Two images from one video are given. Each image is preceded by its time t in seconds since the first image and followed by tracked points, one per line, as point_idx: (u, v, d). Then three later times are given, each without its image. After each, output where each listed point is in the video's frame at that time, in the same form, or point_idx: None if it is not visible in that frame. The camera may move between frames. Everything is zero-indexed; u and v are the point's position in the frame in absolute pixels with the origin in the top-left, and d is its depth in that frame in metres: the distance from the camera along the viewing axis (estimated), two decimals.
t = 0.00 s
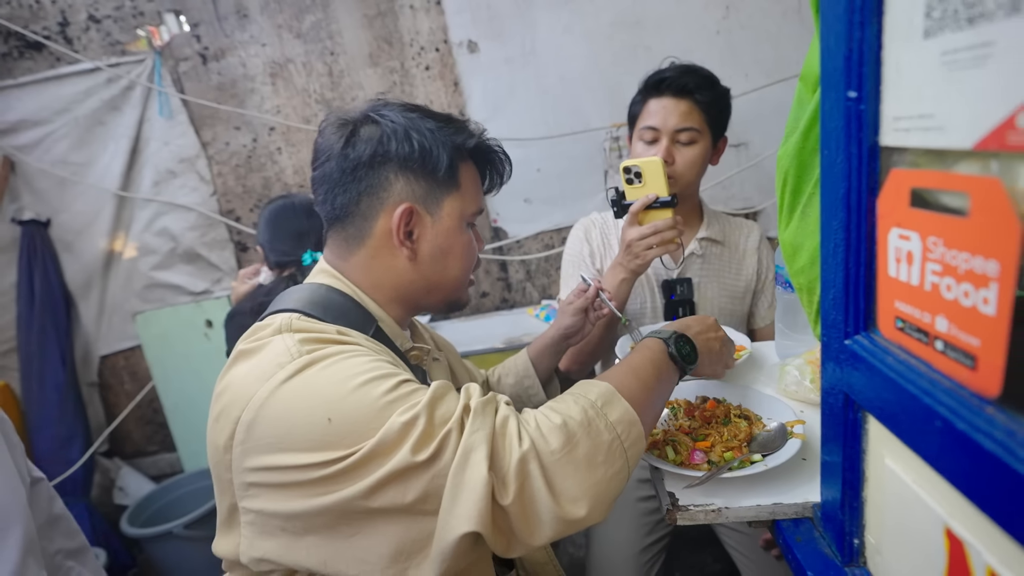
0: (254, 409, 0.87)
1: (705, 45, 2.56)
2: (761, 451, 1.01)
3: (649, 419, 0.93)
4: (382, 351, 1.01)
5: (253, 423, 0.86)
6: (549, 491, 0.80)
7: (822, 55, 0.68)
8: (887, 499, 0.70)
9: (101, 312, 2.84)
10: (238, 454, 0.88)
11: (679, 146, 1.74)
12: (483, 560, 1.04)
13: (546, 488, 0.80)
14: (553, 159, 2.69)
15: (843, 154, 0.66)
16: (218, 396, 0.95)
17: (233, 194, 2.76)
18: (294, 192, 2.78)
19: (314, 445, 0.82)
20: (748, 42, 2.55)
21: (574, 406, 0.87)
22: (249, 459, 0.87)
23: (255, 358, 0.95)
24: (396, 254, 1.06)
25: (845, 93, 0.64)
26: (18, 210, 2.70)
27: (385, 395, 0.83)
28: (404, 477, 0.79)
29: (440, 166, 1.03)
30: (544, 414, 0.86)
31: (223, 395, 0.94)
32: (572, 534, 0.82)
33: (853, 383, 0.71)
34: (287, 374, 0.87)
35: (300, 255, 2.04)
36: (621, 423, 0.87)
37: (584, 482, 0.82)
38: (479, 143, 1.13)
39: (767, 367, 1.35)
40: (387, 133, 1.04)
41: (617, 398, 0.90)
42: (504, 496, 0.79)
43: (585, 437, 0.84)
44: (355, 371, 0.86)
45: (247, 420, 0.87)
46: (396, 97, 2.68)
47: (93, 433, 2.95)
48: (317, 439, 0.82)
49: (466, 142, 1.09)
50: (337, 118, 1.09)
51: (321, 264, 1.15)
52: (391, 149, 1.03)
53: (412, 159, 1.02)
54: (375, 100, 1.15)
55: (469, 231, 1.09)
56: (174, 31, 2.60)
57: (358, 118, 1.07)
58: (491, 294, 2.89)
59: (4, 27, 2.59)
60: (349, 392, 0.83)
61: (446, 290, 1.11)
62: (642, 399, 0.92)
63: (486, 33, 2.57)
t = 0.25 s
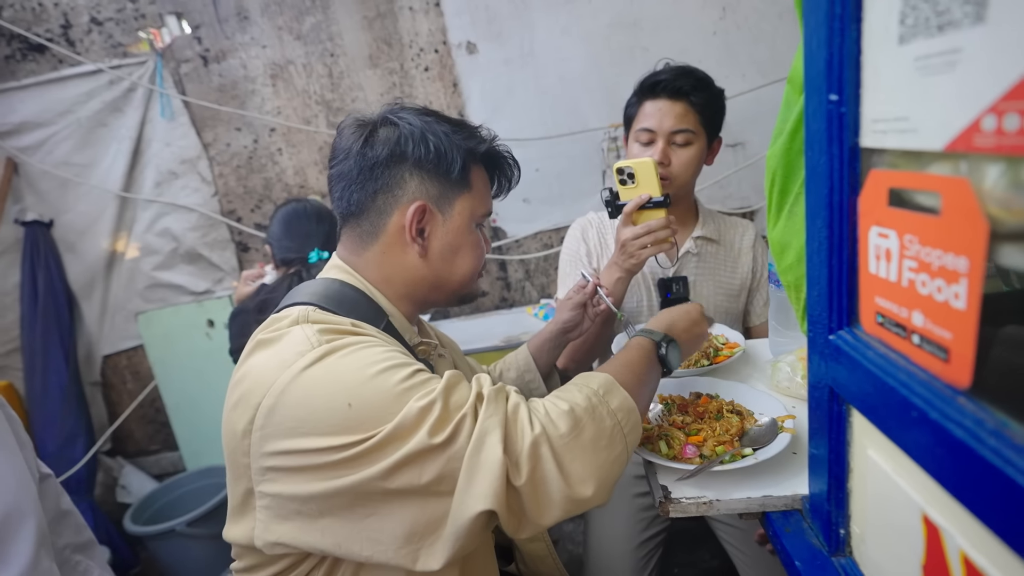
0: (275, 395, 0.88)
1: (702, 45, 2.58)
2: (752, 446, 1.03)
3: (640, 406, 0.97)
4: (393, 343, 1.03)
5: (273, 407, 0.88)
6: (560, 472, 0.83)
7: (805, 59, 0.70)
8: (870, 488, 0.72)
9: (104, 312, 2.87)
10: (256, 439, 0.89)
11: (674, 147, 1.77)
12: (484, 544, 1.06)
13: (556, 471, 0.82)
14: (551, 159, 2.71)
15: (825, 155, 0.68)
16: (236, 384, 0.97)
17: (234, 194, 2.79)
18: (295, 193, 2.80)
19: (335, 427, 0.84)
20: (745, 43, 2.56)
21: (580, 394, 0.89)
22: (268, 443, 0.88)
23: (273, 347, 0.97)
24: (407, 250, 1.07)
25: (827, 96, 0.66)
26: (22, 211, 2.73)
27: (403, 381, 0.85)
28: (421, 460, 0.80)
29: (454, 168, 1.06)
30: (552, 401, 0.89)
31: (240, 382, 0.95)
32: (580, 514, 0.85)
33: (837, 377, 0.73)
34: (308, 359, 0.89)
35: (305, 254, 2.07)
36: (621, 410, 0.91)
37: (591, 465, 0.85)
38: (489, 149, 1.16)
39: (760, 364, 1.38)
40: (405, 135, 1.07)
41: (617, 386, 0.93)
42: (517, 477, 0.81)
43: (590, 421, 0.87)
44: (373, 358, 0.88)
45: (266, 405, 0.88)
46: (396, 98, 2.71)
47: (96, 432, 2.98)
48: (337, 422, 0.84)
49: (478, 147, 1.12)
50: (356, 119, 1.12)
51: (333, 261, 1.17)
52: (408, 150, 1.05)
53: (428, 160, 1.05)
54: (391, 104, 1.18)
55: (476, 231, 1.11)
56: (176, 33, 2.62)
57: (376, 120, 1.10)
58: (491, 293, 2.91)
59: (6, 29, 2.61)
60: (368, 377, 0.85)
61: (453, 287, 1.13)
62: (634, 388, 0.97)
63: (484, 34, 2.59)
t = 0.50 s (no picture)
0: (290, 386, 0.90)
1: (703, 46, 2.59)
2: (750, 443, 1.04)
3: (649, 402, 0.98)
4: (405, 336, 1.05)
5: (288, 397, 0.90)
6: (566, 461, 0.84)
7: (799, 61, 0.72)
8: (863, 482, 0.74)
9: (111, 311, 2.90)
10: (270, 428, 0.92)
11: (674, 148, 1.78)
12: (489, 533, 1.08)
13: (563, 460, 0.84)
14: (554, 159, 2.73)
15: (818, 155, 0.70)
16: (251, 375, 0.99)
17: (240, 195, 2.81)
18: (300, 193, 2.83)
19: (347, 416, 0.86)
20: (746, 43, 2.57)
21: (586, 386, 0.91)
22: (281, 433, 0.90)
23: (288, 340, 0.99)
24: (417, 247, 1.09)
25: (819, 98, 0.67)
26: (31, 212, 2.77)
27: (414, 372, 0.87)
28: (431, 448, 0.82)
29: (465, 170, 1.08)
30: (559, 392, 0.90)
31: (256, 374, 0.97)
32: (585, 504, 0.86)
33: (830, 373, 0.75)
34: (323, 350, 0.91)
35: (312, 253, 2.09)
36: (629, 402, 0.92)
37: (597, 454, 0.86)
38: (499, 154, 1.18)
39: (758, 362, 1.39)
40: (419, 136, 1.09)
41: (625, 379, 0.94)
42: (524, 465, 0.83)
43: (596, 412, 0.88)
44: (385, 350, 0.90)
45: (281, 395, 0.91)
46: (399, 99, 2.73)
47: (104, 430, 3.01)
48: (350, 410, 0.86)
49: (489, 152, 1.15)
50: (372, 120, 1.14)
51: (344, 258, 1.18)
52: (421, 151, 1.08)
53: (441, 161, 1.07)
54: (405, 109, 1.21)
55: (485, 231, 1.13)
56: (182, 36, 2.65)
57: (392, 122, 1.13)
58: (494, 292, 2.93)
59: (15, 33, 2.65)
60: (379, 368, 0.87)
61: (461, 285, 1.14)
62: (644, 383, 0.98)
63: (487, 36, 2.61)
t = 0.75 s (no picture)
0: (297, 383, 0.91)
1: (708, 45, 2.58)
2: (753, 442, 1.05)
3: (653, 401, 0.99)
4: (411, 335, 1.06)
5: (295, 394, 0.91)
6: (570, 459, 0.85)
7: (798, 61, 0.72)
8: (864, 481, 0.74)
9: (120, 311, 2.93)
10: (277, 425, 0.92)
11: (676, 146, 1.79)
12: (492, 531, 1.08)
13: (568, 457, 0.84)
14: (558, 159, 2.73)
15: (817, 155, 0.70)
16: (259, 372, 1.00)
17: (246, 196, 2.83)
18: (305, 194, 2.84)
19: (354, 412, 0.86)
20: (751, 42, 2.56)
21: (590, 384, 0.92)
22: (288, 429, 0.91)
23: (296, 338, 1.00)
24: (421, 246, 1.10)
25: (818, 97, 0.68)
26: (41, 214, 2.80)
27: (421, 369, 0.88)
28: (437, 444, 0.83)
29: (468, 170, 1.09)
30: (563, 390, 0.91)
31: (263, 371, 0.98)
32: (589, 501, 0.87)
33: (831, 373, 0.75)
34: (331, 347, 0.92)
35: (320, 253, 2.10)
36: (631, 401, 0.93)
37: (601, 452, 0.87)
38: (502, 155, 1.19)
39: (761, 362, 1.39)
40: (423, 137, 1.10)
41: (628, 378, 0.95)
42: (530, 462, 0.83)
43: (601, 410, 0.89)
44: (391, 348, 0.91)
45: (288, 392, 0.91)
46: (404, 100, 2.74)
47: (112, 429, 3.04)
48: (357, 407, 0.86)
49: (492, 153, 1.15)
50: (376, 123, 1.15)
51: (348, 258, 1.20)
52: (425, 152, 1.09)
53: (444, 161, 1.08)
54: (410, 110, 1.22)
55: (488, 231, 1.14)
56: (189, 38, 2.67)
57: (396, 124, 1.14)
58: (499, 292, 2.94)
59: (25, 36, 2.68)
60: (386, 365, 0.88)
61: (465, 285, 1.14)
62: (647, 381, 0.99)
63: (491, 37, 2.62)
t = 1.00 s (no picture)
0: (295, 386, 0.91)
1: (712, 45, 2.57)
2: (758, 444, 1.04)
3: (648, 402, 0.99)
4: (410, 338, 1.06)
5: (293, 396, 0.91)
6: (566, 468, 0.84)
7: (804, 62, 0.72)
8: (870, 485, 0.73)
9: (125, 312, 2.94)
10: (275, 428, 0.92)
11: (673, 147, 1.78)
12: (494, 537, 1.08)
13: (563, 467, 0.84)
14: (562, 159, 2.73)
15: (824, 156, 0.69)
16: (258, 374, 1.00)
17: (251, 197, 2.84)
18: (309, 195, 2.84)
19: (349, 418, 0.86)
20: (756, 41, 2.55)
21: (587, 392, 0.91)
22: (286, 431, 0.91)
23: (294, 340, 1.00)
24: (422, 248, 1.09)
25: (825, 98, 0.67)
26: (47, 215, 2.81)
27: (415, 374, 0.88)
28: (430, 451, 0.83)
29: (469, 172, 1.08)
30: (560, 398, 0.90)
31: (262, 373, 0.98)
32: (587, 510, 0.86)
33: (838, 376, 0.74)
34: (326, 351, 0.92)
35: (328, 256, 2.11)
36: (630, 408, 0.92)
37: (598, 461, 0.86)
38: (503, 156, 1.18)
39: (766, 363, 1.38)
40: (424, 138, 1.10)
41: (625, 384, 0.94)
42: (524, 471, 0.83)
43: (598, 418, 0.88)
44: (386, 353, 0.91)
45: (286, 395, 0.91)
46: (408, 100, 2.73)
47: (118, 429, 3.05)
48: (351, 413, 0.86)
49: (493, 154, 1.15)
50: (379, 124, 1.15)
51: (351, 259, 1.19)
52: (426, 153, 1.08)
53: (445, 162, 1.08)
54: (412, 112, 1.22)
55: (489, 233, 1.13)
56: (193, 40, 2.67)
57: (398, 125, 1.14)
58: (503, 293, 2.94)
59: (31, 39, 2.69)
60: (381, 370, 0.88)
61: (466, 287, 1.14)
62: (642, 384, 0.99)
63: (495, 37, 2.61)
